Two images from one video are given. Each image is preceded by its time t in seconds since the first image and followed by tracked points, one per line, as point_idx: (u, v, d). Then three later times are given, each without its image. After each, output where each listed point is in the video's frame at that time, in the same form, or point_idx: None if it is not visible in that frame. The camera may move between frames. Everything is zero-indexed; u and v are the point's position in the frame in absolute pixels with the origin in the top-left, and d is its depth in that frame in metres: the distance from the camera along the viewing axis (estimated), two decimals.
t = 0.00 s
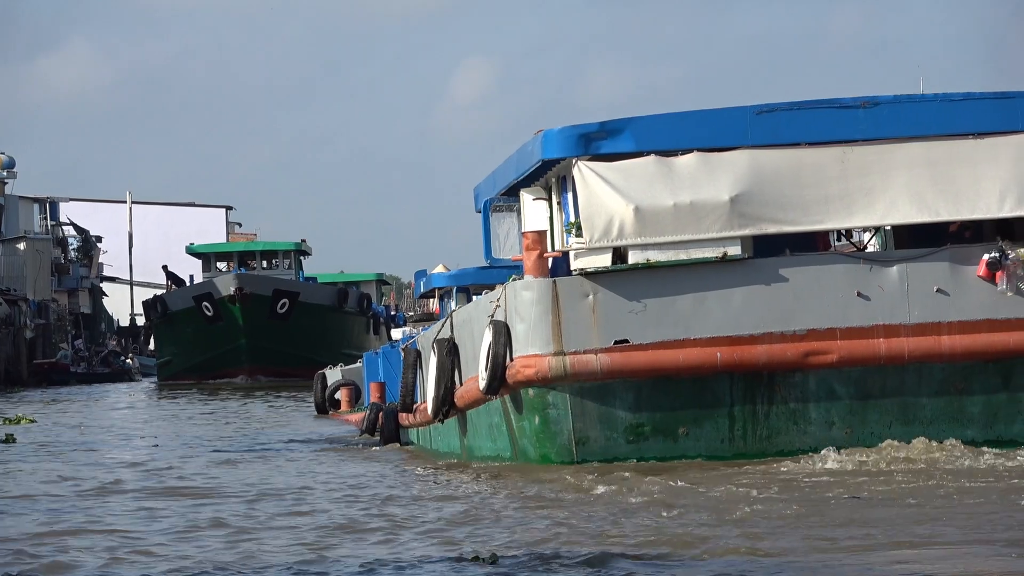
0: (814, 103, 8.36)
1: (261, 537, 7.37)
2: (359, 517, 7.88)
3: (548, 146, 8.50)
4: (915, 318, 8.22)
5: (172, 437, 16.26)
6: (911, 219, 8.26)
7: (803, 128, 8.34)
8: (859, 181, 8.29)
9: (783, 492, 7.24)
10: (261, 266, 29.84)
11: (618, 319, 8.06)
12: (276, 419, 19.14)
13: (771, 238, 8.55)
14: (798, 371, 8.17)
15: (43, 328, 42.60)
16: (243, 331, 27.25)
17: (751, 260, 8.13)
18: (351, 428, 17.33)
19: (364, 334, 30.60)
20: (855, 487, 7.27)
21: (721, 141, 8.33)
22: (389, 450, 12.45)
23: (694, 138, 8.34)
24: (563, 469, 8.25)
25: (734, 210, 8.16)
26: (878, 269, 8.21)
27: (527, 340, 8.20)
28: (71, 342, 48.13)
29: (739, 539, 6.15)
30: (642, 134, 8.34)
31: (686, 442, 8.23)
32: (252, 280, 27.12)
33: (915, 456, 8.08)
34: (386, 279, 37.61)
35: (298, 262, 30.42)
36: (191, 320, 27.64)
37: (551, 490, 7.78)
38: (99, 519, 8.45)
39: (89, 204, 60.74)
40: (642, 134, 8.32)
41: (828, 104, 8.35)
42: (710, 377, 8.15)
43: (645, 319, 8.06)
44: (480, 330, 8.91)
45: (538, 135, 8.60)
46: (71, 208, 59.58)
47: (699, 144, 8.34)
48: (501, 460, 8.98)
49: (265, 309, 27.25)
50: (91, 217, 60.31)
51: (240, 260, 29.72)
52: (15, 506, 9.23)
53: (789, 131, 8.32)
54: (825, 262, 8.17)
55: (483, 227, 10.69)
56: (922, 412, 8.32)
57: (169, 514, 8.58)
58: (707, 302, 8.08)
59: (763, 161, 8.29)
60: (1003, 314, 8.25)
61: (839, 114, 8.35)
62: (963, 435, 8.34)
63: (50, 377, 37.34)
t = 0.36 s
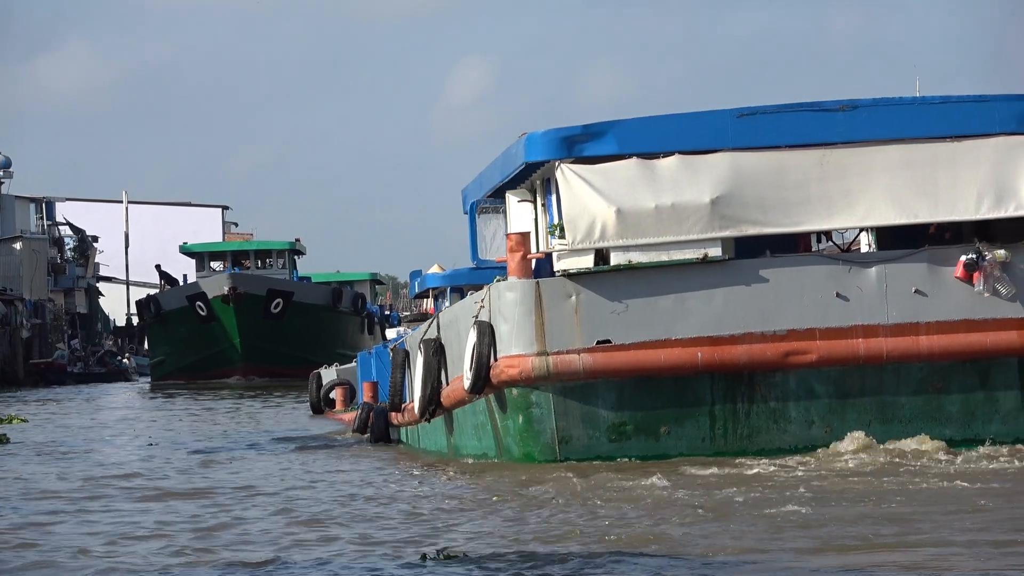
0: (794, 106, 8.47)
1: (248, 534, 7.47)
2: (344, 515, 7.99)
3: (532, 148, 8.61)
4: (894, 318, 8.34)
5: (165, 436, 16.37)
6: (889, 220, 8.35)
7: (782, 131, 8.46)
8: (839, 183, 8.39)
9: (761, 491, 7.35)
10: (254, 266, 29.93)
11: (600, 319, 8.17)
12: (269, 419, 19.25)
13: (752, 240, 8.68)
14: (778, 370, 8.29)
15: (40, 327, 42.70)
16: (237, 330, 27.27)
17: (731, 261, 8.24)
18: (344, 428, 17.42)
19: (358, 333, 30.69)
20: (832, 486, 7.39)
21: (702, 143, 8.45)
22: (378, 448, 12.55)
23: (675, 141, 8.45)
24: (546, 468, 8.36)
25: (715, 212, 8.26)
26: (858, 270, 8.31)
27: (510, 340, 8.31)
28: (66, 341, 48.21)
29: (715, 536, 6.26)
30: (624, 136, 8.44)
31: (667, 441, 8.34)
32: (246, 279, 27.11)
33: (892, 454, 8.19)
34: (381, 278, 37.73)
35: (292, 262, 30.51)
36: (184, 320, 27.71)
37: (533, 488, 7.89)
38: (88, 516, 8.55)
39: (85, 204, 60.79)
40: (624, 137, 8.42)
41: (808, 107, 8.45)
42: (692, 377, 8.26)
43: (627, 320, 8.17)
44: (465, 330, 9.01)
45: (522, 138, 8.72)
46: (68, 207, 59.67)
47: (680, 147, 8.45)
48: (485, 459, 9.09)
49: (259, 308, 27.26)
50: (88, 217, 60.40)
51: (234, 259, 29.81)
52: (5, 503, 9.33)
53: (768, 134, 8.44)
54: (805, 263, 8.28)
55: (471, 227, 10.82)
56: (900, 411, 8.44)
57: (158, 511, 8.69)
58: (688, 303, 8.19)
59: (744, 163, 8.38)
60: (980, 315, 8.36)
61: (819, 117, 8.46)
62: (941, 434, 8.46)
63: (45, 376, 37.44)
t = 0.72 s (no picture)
0: (775, 112, 8.58)
1: (235, 532, 7.59)
2: (331, 513, 8.11)
3: (517, 153, 8.73)
4: (874, 321, 8.44)
5: (161, 435, 16.50)
6: (870, 223, 8.48)
7: (765, 136, 8.57)
8: (821, 187, 8.51)
9: (740, 492, 7.46)
10: (250, 266, 30.03)
11: (584, 321, 8.28)
12: (264, 420, 19.35)
13: (733, 242, 8.80)
14: (760, 372, 8.40)
15: (38, 328, 42.80)
16: (231, 330, 27.31)
17: (713, 265, 8.36)
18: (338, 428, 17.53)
19: (353, 335, 30.81)
20: (810, 487, 7.50)
21: (685, 148, 8.55)
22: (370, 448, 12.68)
23: (659, 146, 8.57)
24: (531, 468, 8.48)
25: (698, 215, 8.39)
26: (838, 273, 8.42)
27: (496, 342, 8.42)
28: (64, 342, 48.31)
29: (693, 537, 6.37)
30: (608, 141, 8.58)
31: (650, 441, 8.45)
32: (240, 280, 27.23)
33: (872, 455, 8.30)
34: (377, 278, 37.79)
35: (288, 263, 30.61)
36: (179, 320, 27.81)
37: (517, 488, 8.01)
38: (80, 514, 8.68)
39: (83, 204, 60.89)
40: (608, 142, 8.56)
41: (788, 112, 8.57)
42: (674, 378, 8.38)
43: (611, 322, 8.29)
44: (452, 332, 9.14)
45: (507, 143, 8.84)
46: (65, 208, 59.75)
47: (663, 151, 8.57)
48: (472, 459, 9.21)
49: (254, 309, 27.34)
50: (84, 218, 60.48)
51: (229, 260, 29.92)
52: None
53: (751, 139, 8.55)
54: (786, 266, 8.39)
55: (459, 229, 10.94)
56: (880, 412, 8.55)
57: (148, 510, 8.81)
58: (671, 305, 8.31)
59: (726, 168, 8.51)
60: (959, 318, 8.47)
61: (801, 121, 8.57)
62: (921, 435, 8.57)
63: (43, 377, 37.55)
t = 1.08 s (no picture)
0: (758, 118, 8.72)
1: (222, 532, 7.70)
2: (319, 513, 8.22)
3: (503, 158, 8.87)
4: (856, 323, 8.56)
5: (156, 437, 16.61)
6: (851, 228, 8.58)
7: (747, 143, 8.70)
8: (803, 192, 8.62)
9: (721, 493, 7.58)
10: (245, 268, 30.14)
11: (568, 324, 8.40)
12: (258, 422, 19.45)
13: (716, 247, 8.91)
14: (742, 374, 8.52)
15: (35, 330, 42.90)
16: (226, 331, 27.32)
17: (696, 268, 8.49)
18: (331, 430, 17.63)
19: (349, 337, 30.94)
20: (789, 489, 7.63)
21: (668, 153, 8.68)
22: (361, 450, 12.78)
23: (643, 151, 8.70)
24: (517, 468, 8.60)
25: (682, 219, 8.50)
26: (820, 277, 8.54)
27: (482, 345, 8.54)
28: (61, 343, 48.40)
29: (671, 538, 6.49)
30: (593, 146, 8.70)
31: (635, 442, 8.57)
32: (235, 281, 27.20)
33: (853, 457, 8.42)
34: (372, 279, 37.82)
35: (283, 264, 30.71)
36: (173, 322, 27.86)
37: (502, 489, 8.12)
38: (71, 513, 8.79)
39: (80, 206, 60.97)
40: (593, 147, 8.68)
41: (771, 118, 8.71)
42: (658, 380, 8.49)
43: (595, 325, 8.41)
44: (440, 335, 9.27)
45: (494, 148, 8.97)
46: (63, 210, 59.86)
47: (647, 156, 8.70)
48: (459, 460, 9.32)
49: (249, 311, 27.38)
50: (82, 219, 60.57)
51: (225, 261, 30.03)
52: None
53: (732, 144, 8.68)
54: (768, 270, 8.51)
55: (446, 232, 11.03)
56: (862, 414, 8.66)
57: (139, 509, 8.92)
58: (655, 308, 8.42)
59: (710, 172, 8.63)
60: (940, 321, 8.59)
61: (781, 127, 8.70)
62: (902, 437, 8.69)
63: (40, 379, 37.64)
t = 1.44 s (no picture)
0: (741, 125, 8.81)
1: (213, 533, 7.80)
2: (309, 515, 8.32)
3: (491, 164, 8.98)
4: (839, 327, 8.67)
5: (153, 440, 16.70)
6: (835, 233, 8.70)
7: (732, 148, 8.80)
8: (787, 198, 8.74)
9: (703, 496, 7.69)
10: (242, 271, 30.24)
11: (556, 328, 8.52)
12: (255, 425, 19.55)
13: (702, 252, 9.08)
14: (728, 377, 8.63)
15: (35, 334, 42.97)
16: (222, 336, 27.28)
17: (682, 272, 8.59)
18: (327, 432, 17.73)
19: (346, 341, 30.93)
20: (773, 491, 7.73)
21: (654, 159, 8.80)
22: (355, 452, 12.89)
23: (629, 157, 8.81)
24: (505, 470, 8.72)
25: (668, 224, 8.62)
26: (804, 281, 8.65)
27: (470, 349, 8.67)
28: (61, 347, 48.47)
29: (654, 539, 6.59)
30: (580, 152, 8.83)
31: (622, 444, 8.69)
32: (231, 284, 27.11)
33: (836, 459, 8.54)
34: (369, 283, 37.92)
35: (280, 267, 30.81)
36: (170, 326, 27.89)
37: (490, 491, 8.23)
38: (64, 515, 8.88)
39: (79, 210, 61.07)
40: (580, 153, 8.82)
41: (752, 125, 8.82)
42: (645, 383, 8.60)
43: (581, 328, 8.53)
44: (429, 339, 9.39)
45: (482, 154, 9.09)
46: (62, 213, 60.00)
47: (633, 162, 8.81)
48: (449, 462, 9.45)
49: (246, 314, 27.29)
50: (81, 223, 60.75)
51: (222, 263, 30.15)
52: None
53: (716, 150, 8.79)
54: (753, 274, 8.62)
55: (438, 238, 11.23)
56: (847, 415, 8.78)
57: (132, 511, 9.01)
58: (641, 312, 8.54)
59: (695, 178, 8.75)
60: (922, 324, 8.71)
61: (766, 133, 8.82)
62: (885, 439, 8.81)
63: (39, 383, 37.76)
